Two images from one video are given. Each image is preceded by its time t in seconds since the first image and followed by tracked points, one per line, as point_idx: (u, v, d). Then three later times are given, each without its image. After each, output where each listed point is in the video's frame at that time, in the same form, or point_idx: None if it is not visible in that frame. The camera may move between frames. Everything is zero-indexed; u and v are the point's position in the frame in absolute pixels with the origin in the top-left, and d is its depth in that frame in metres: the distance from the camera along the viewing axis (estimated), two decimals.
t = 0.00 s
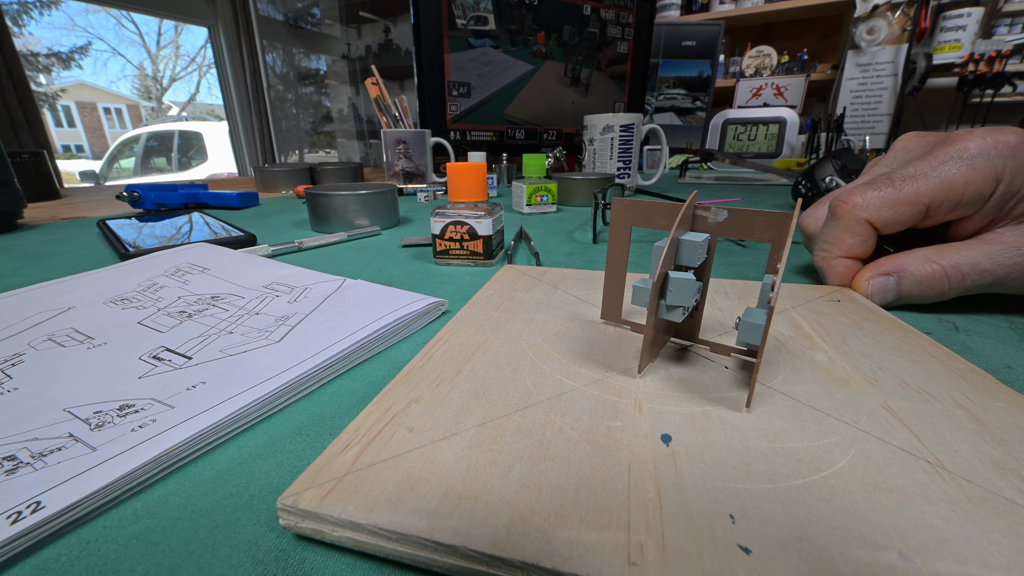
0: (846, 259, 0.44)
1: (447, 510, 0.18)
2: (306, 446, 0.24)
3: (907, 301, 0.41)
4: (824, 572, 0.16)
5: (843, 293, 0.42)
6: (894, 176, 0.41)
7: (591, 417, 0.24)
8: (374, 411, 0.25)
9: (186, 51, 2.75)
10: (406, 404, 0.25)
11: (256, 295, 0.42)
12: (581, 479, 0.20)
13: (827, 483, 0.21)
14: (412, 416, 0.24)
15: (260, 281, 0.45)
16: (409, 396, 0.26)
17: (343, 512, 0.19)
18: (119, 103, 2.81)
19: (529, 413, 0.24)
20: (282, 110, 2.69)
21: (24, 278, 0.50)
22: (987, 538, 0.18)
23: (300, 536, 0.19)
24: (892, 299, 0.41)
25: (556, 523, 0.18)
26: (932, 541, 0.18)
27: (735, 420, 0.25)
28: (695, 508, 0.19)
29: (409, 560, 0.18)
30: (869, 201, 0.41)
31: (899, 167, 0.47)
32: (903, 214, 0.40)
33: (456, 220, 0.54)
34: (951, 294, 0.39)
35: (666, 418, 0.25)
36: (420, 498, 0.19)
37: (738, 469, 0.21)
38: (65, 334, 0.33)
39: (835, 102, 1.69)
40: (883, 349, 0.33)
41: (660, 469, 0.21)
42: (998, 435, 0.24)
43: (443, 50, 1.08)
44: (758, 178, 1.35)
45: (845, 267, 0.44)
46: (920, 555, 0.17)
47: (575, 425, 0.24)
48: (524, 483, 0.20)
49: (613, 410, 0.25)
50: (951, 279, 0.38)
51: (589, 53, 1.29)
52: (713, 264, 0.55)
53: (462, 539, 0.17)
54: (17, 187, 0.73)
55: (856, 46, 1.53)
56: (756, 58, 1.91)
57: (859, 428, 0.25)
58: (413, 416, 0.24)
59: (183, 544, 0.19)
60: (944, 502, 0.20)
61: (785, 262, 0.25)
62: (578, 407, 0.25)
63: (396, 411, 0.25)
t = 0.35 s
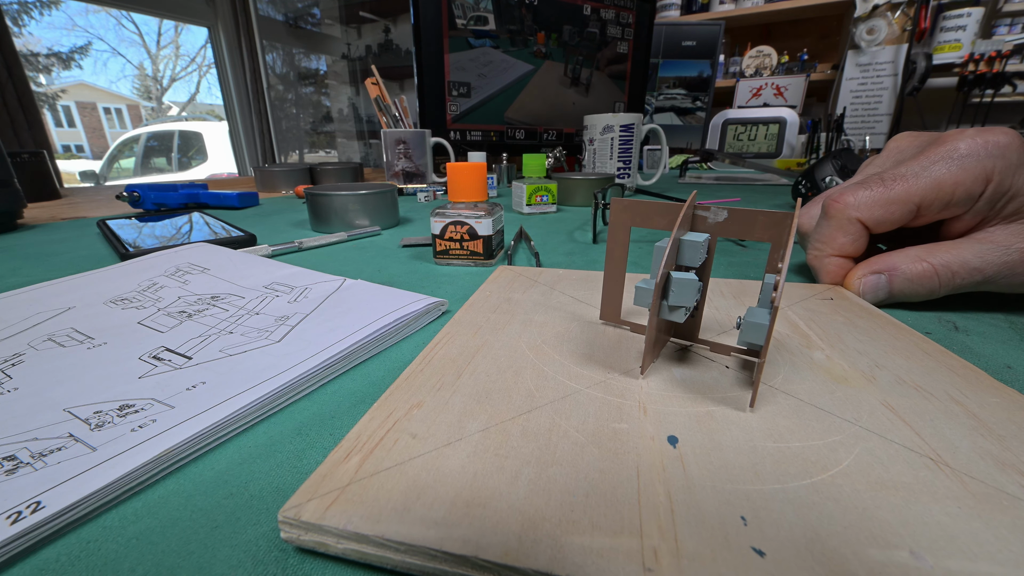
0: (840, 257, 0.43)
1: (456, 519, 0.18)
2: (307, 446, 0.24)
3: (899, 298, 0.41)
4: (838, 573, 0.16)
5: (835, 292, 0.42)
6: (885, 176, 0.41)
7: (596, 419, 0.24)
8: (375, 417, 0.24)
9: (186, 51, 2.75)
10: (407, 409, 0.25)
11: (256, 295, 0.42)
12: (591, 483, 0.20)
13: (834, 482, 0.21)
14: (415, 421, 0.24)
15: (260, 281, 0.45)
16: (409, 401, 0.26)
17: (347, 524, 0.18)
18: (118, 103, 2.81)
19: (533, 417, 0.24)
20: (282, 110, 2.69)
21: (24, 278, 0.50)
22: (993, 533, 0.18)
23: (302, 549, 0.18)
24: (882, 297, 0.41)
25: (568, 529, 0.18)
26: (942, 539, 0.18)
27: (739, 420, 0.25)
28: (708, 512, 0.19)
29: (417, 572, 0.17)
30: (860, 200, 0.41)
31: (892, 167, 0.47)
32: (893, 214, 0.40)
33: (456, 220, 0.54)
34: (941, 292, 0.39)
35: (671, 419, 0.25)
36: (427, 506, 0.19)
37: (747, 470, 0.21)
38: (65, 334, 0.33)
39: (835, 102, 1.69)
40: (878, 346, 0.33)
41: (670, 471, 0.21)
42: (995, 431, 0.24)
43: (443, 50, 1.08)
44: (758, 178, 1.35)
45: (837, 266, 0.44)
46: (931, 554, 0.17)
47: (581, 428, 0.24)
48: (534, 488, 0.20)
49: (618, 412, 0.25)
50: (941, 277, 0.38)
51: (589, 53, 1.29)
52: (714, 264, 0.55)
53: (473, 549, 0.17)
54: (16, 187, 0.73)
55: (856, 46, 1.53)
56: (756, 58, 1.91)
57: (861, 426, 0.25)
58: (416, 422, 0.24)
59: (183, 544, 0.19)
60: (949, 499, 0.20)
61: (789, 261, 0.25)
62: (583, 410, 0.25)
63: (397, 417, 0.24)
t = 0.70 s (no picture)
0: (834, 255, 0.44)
1: (462, 525, 0.18)
2: (307, 446, 0.24)
3: (895, 297, 0.41)
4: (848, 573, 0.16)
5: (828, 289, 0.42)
6: (878, 176, 0.41)
7: (600, 421, 0.24)
8: (376, 422, 0.24)
9: (186, 51, 2.76)
10: (408, 413, 0.25)
11: (256, 295, 0.42)
12: (598, 487, 0.20)
13: (840, 482, 0.21)
14: (416, 426, 0.24)
15: (260, 281, 0.45)
16: (410, 405, 0.26)
17: (352, 532, 0.18)
18: (119, 103, 2.81)
19: (536, 419, 0.24)
20: (282, 110, 2.69)
21: (24, 278, 0.50)
22: (999, 531, 0.18)
23: (304, 559, 0.18)
24: (876, 296, 0.41)
25: (577, 534, 0.18)
26: (949, 537, 0.18)
27: (742, 420, 0.25)
28: (715, 514, 0.19)
29: None
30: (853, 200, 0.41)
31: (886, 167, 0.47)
32: (887, 214, 0.40)
33: (456, 220, 0.54)
34: (934, 291, 0.39)
35: (674, 420, 0.25)
36: (432, 512, 0.19)
37: (752, 470, 0.21)
38: (65, 334, 0.33)
39: (835, 102, 1.69)
40: (874, 343, 0.33)
41: (676, 473, 0.21)
42: (992, 428, 0.24)
43: (443, 50, 1.08)
44: (757, 178, 1.35)
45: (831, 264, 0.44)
46: (938, 552, 0.17)
47: (585, 431, 0.24)
48: (540, 493, 0.20)
49: (621, 414, 0.25)
50: (935, 276, 0.38)
51: (589, 53, 1.29)
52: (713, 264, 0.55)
53: (482, 556, 0.17)
54: (17, 187, 0.73)
55: (856, 46, 1.53)
56: (756, 58, 1.91)
57: (862, 425, 0.25)
58: (417, 426, 0.24)
59: (183, 544, 0.19)
60: (953, 497, 0.20)
61: (790, 260, 0.25)
62: (585, 412, 0.25)
63: (398, 421, 0.24)
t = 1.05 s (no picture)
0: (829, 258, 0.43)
1: (467, 530, 0.18)
2: (307, 446, 0.24)
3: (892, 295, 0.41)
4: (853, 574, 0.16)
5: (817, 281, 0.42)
6: (874, 176, 0.41)
7: (602, 423, 0.24)
8: (377, 425, 0.24)
9: (186, 51, 2.75)
10: (409, 417, 0.25)
11: (256, 295, 0.42)
12: (602, 489, 0.20)
13: (843, 482, 0.21)
14: (418, 429, 0.24)
15: (260, 281, 0.45)
16: (411, 408, 0.26)
17: (355, 539, 0.18)
18: (119, 103, 2.81)
19: (539, 421, 0.24)
20: (282, 110, 2.69)
21: (24, 278, 0.50)
22: (1002, 529, 0.18)
23: (305, 565, 0.18)
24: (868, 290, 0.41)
25: (583, 537, 0.18)
26: (953, 536, 0.18)
27: (744, 420, 0.25)
28: (721, 517, 0.19)
29: None
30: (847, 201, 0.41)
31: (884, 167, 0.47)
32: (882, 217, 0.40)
33: (455, 220, 0.54)
34: (932, 291, 0.39)
35: (676, 421, 0.25)
36: (437, 517, 0.19)
37: (756, 471, 0.21)
38: (65, 334, 0.33)
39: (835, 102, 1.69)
40: (873, 342, 0.33)
41: (680, 474, 0.21)
42: (991, 425, 0.24)
43: (443, 50, 1.08)
44: (758, 178, 1.35)
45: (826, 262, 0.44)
46: (943, 551, 0.17)
47: (588, 433, 0.24)
48: (544, 496, 0.20)
49: (623, 416, 0.25)
50: (932, 276, 0.38)
51: (589, 53, 1.29)
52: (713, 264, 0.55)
53: (488, 561, 0.17)
54: (17, 187, 0.73)
55: (856, 46, 1.53)
56: (756, 58, 1.91)
57: (864, 424, 0.25)
58: (419, 430, 0.24)
59: (183, 544, 0.19)
60: (956, 495, 0.20)
61: (791, 260, 0.25)
62: (587, 414, 0.25)
63: (399, 425, 0.24)
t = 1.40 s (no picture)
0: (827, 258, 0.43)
1: (467, 530, 0.18)
2: (307, 446, 0.24)
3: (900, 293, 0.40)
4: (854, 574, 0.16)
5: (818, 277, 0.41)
6: (875, 176, 0.41)
7: (602, 423, 0.24)
8: (377, 425, 0.24)
9: (186, 51, 2.76)
10: (409, 417, 0.25)
11: (256, 295, 0.42)
12: (601, 488, 0.20)
13: (844, 482, 0.21)
14: (418, 429, 0.24)
15: (260, 281, 0.45)
16: (411, 408, 0.26)
17: (355, 539, 0.18)
18: (118, 103, 2.81)
19: (539, 421, 0.24)
20: (282, 110, 2.69)
21: (24, 278, 0.50)
22: (1002, 529, 0.18)
23: (305, 565, 0.18)
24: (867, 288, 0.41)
25: (582, 537, 0.18)
26: (952, 535, 0.18)
27: (745, 420, 0.25)
28: (722, 516, 0.19)
29: None
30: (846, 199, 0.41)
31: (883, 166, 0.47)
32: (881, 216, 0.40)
33: (456, 220, 0.54)
34: (940, 288, 0.39)
35: (677, 421, 0.25)
36: (437, 518, 0.19)
37: (756, 471, 0.21)
38: (65, 334, 0.33)
39: (835, 102, 1.69)
40: (873, 342, 0.33)
41: (680, 474, 0.21)
42: (990, 425, 0.25)
43: (443, 50, 1.08)
44: (758, 178, 1.35)
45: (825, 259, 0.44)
46: (942, 551, 0.17)
47: (588, 433, 0.24)
48: (544, 495, 0.20)
49: (623, 416, 0.25)
50: (940, 274, 0.38)
51: (589, 53, 1.28)
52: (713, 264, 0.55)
53: (488, 562, 0.17)
54: (16, 187, 0.73)
55: (856, 46, 1.53)
56: (756, 58, 1.91)
57: (865, 424, 0.25)
58: (419, 430, 0.24)
59: (184, 544, 0.19)
60: (955, 495, 0.20)
61: (791, 260, 0.25)
62: (588, 414, 0.25)
63: (399, 425, 0.24)
